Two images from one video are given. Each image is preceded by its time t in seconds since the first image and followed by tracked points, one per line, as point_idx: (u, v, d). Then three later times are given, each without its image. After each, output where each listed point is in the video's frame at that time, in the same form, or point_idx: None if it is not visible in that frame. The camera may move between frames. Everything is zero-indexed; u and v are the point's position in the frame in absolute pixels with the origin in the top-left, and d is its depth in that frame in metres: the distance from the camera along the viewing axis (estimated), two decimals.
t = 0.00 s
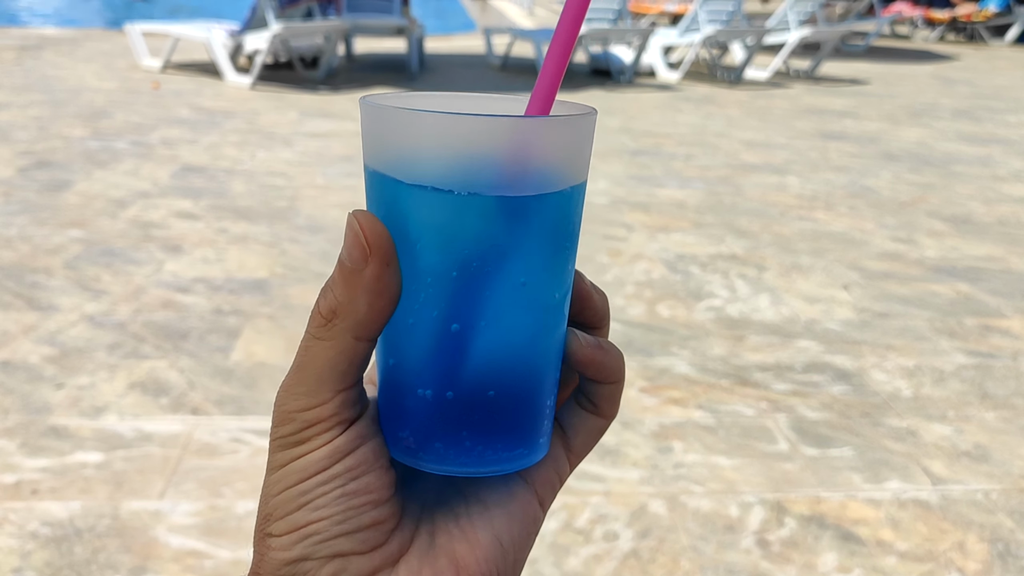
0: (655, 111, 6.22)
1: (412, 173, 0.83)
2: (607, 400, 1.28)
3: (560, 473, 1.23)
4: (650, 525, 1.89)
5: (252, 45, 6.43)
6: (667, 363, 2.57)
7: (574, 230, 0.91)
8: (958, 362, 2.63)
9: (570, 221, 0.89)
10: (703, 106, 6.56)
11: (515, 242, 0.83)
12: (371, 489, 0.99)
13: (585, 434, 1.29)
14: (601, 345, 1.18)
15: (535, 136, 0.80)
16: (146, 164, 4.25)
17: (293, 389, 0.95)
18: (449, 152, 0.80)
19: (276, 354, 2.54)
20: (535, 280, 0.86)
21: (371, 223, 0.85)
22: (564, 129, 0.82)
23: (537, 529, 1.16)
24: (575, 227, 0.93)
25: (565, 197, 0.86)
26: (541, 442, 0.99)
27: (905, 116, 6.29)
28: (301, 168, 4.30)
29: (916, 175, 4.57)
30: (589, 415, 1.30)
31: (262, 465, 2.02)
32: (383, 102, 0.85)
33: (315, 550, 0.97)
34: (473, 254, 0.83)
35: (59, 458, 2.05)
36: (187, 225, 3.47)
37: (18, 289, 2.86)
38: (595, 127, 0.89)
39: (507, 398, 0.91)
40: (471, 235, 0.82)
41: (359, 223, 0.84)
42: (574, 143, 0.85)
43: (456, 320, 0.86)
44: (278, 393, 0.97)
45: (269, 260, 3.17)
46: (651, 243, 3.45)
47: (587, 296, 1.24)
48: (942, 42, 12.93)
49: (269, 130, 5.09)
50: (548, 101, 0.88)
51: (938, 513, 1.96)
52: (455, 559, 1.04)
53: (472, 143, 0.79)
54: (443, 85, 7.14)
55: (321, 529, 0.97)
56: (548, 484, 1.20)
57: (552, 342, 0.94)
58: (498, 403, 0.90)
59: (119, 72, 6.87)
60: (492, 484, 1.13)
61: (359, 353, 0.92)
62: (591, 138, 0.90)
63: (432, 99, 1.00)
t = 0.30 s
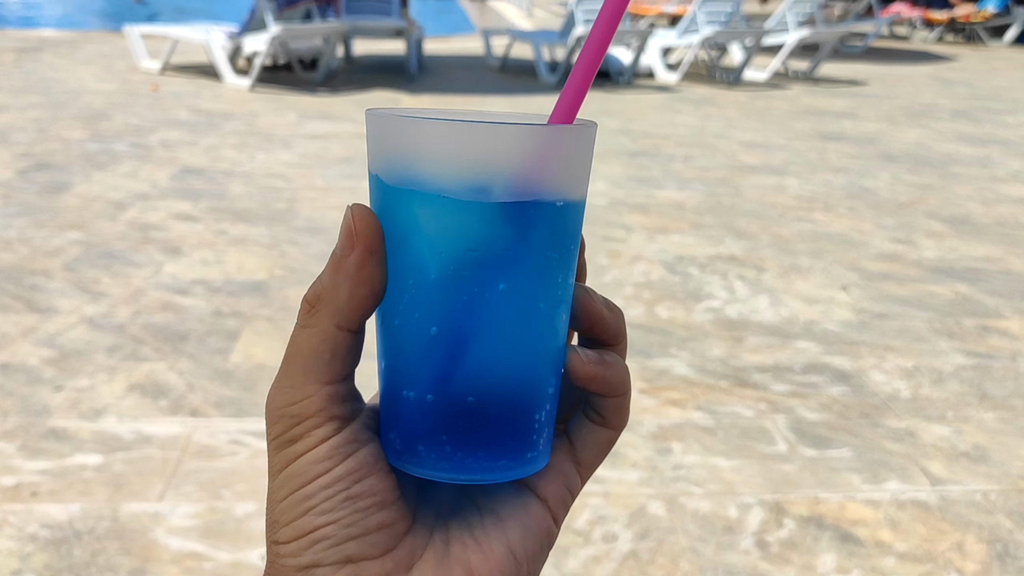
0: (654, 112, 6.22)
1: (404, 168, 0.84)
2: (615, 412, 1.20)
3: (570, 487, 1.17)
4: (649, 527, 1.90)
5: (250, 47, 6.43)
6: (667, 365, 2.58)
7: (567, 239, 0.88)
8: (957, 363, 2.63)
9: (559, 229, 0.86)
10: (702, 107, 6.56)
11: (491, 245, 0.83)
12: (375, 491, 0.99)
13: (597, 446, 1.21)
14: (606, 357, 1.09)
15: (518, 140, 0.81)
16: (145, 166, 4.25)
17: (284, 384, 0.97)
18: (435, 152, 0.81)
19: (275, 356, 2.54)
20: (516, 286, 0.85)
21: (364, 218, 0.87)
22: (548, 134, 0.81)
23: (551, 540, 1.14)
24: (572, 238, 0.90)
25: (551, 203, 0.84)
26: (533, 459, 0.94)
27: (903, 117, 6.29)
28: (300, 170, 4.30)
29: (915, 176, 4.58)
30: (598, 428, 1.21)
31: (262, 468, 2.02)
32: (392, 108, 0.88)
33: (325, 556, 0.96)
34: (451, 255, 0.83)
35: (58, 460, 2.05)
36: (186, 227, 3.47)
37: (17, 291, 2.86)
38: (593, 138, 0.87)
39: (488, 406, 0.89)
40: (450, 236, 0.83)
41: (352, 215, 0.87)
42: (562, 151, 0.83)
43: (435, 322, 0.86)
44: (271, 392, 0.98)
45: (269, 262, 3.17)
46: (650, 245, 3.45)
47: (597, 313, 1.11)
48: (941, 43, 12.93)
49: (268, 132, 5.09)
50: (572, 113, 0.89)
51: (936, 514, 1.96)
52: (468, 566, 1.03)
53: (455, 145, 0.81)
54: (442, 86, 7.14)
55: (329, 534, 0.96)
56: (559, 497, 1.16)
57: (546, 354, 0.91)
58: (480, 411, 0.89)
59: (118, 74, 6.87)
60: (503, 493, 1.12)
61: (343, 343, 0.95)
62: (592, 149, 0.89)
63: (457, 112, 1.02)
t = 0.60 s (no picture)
0: (652, 113, 6.22)
1: (362, 165, 0.86)
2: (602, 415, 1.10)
3: (565, 492, 1.12)
4: (645, 528, 1.90)
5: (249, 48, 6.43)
6: (664, 366, 2.58)
7: (516, 233, 0.85)
8: (954, 364, 2.63)
9: (503, 222, 0.84)
10: (700, 108, 6.56)
11: (424, 242, 0.83)
12: (362, 482, 1.00)
13: (591, 452, 1.13)
14: (584, 362, 0.99)
15: (444, 133, 0.80)
16: (143, 167, 4.25)
17: (268, 378, 1.04)
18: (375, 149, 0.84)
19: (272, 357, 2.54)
20: (452, 282, 0.84)
21: (333, 210, 0.95)
22: (475, 126, 0.80)
23: (549, 546, 1.10)
24: (531, 233, 0.86)
25: (487, 196, 0.82)
26: (490, 467, 0.91)
27: (901, 119, 6.30)
28: (297, 170, 4.30)
29: (913, 177, 4.58)
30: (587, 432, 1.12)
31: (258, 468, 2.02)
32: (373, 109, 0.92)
33: (316, 549, 0.97)
34: (391, 251, 0.85)
35: (54, 461, 2.05)
36: (184, 228, 3.47)
37: (14, 292, 2.86)
38: (542, 126, 0.83)
39: (433, 404, 0.88)
40: (391, 233, 0.85)
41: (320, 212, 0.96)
42: (497, 144, 0.81)
43: (382, 316, 0.88)
44: (258, 389, 1.05)
45: (266, 262, 3.18)
46: (648, 246, 3.46)
47: (581, 317, 1.02)
48: (938, 44, 12.94)
49: (266, 132, 5.09)
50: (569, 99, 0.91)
51: (932, 515, 1.96)
52: (461, 567, 1.01)
53: (387, 142, 0.82)
54: (440, 87, 7.14)
55: (319, 526, 0.98)
56: (555, 503, 1.11)
57: (500, 351, 0.88)
58: (424, 407, 0.88)
59: (116, 75, 6.87)
60: (499, 497, 1.09)
61: (318, 331, 1.02)
62: (548, 140, 0.85)
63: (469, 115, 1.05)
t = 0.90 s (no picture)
0: (652, 114, 6.22)
1: (350, 175, 0.87)
2: (596, 427, 1.08)
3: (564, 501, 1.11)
4: (645, 529, 1.89)
5: (248, 48, 6.43)
6: (663, 367, 2.57)
7: (499, 244, 0.84)
8: (953, 365, 2.63)
9: (485, 232, 0.83)
10: (699, 109, 6.56)
11: (407, 252, 0.83)
12: (359, 489, 1.00)
13: (587, 462, 1.12)
14: (579, 375, 0.96)
15: (420, 144, 0.80)
16: (142, 167, 4.25)
17: (265, 384, 1.06)
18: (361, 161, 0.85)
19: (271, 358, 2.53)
20: (435, 291, 0.84)
21: (332, 217, 0.96)
22: (451, 136, 0.79)
23: (547, 556, 1.09)
24: (518, 242, 0.85)
25: (467, 207, 0.82)
26: (479, 478, 0.89)
27: (900, 120, 6.30)
28: (297, 171, 4.30)
29: (912, 179, 4.58)
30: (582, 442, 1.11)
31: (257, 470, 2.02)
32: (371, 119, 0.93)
33: (315, 555, 0.97)
34: (377, 261, 0.86)
35: (53, 462, 2.04)
36: (183, 228, 3.47)
37: (12, 293, 2.85)
38: (524, 134, 0.81)
39: (420, 413, 0.88)
40: (376, 243, 0.85)
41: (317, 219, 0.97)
42: (475, 155, 0.80)
43: (370, 323, 0.89)
44: (256, 395, 1.07)
45: (265, 263, 3.17)
46: (647, 247, 3.45)
47: (577, 325, 0.99)
48: (937, 45, 12.95)
49: (265, 133, 5.09)
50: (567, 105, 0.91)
51: (932, 517, 1.96)
52: None
53: (369, 154, 0.83)
54: (439, 88, 7.14)
55: (317, 531, 0.97)
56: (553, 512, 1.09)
57: (487, 362, 0.87)
58: (411, 416, 0.88)
59: (115, 75, 6.87)
60: (500, 505, 1.08)
61: (313, 337, 1.04)
62: (534, 148, 0.83)
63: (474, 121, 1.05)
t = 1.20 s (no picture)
0: (655, 115, 6.22)
1: (358, 178, 0.87)
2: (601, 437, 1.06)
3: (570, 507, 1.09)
4: (649, 530, 1.89)
5: (251, 49, 6.43)
6: (667, 368, 2.57)
7: (502, 254, 0.83)
8: (958, 367, 2.62)
9: (487, 240, 0.83)
10: (702, 110, 6.56)
11: (410, 256, 0.83)
12: (369, 489, 0.99)
13: (594, 469, 1.10)
14: (584, 386, 0.94)
15: (423, 150, 0.80)
16: (145, 167, 4.25)
17: (277, 382, 1.05)
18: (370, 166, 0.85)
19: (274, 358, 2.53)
20: (437, 298, 0.83)
21: (342, 222, 0.95)
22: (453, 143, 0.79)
23: (553, 560, 1.08)
24: (523, 250, 0.84)
25: (464, 216, 0.82)
26: (480, 485, 0.88)
27: (904, 122, 6.30)
28: (300, 172, 4.30)
29: (915, 181, 4.58)
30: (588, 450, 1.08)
31: (261, 470, 2.01)
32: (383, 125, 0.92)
33: (324, 554, 0.97)
34: (381, 267, 0.86)
35: (56, 462, 2.04)
36: (186, 228, 3.47)
37: (16, 292, 2.85)
38: (526, 143, 0.81)
39: (422, 418, 0.88)
40: (381, 247, 0.85)
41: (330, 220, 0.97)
42: (476, 164, 0.80)
43: (375, 327, 0.89)
44: (268, 394, 1.07)
45: (269, 263, 3.17)
46: (651, 248, 3.45)
47: (584, 334, 0.96)
48: (940, 48, 12.96)
49: (268, 133, 5.09)
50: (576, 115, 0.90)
51: (937, 519, 1.96)
52: None
53: (374, 160, 0.83)
54: (442, 89, 7.15)
55: (326, 530, 0.98)
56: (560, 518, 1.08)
57: (490, 369, 0.86)
58: (414, 421, 0.88)
59: (118, 75, 6.88)
60: (507, 506, 1.07)
61: (324, 337, 1.03)
62: (537, 158, 0.82)
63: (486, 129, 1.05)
